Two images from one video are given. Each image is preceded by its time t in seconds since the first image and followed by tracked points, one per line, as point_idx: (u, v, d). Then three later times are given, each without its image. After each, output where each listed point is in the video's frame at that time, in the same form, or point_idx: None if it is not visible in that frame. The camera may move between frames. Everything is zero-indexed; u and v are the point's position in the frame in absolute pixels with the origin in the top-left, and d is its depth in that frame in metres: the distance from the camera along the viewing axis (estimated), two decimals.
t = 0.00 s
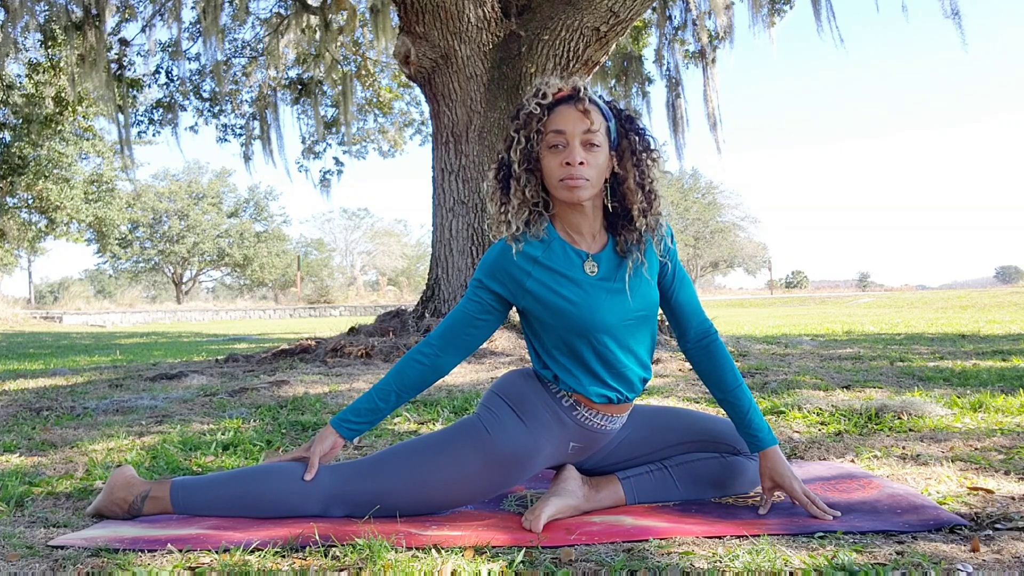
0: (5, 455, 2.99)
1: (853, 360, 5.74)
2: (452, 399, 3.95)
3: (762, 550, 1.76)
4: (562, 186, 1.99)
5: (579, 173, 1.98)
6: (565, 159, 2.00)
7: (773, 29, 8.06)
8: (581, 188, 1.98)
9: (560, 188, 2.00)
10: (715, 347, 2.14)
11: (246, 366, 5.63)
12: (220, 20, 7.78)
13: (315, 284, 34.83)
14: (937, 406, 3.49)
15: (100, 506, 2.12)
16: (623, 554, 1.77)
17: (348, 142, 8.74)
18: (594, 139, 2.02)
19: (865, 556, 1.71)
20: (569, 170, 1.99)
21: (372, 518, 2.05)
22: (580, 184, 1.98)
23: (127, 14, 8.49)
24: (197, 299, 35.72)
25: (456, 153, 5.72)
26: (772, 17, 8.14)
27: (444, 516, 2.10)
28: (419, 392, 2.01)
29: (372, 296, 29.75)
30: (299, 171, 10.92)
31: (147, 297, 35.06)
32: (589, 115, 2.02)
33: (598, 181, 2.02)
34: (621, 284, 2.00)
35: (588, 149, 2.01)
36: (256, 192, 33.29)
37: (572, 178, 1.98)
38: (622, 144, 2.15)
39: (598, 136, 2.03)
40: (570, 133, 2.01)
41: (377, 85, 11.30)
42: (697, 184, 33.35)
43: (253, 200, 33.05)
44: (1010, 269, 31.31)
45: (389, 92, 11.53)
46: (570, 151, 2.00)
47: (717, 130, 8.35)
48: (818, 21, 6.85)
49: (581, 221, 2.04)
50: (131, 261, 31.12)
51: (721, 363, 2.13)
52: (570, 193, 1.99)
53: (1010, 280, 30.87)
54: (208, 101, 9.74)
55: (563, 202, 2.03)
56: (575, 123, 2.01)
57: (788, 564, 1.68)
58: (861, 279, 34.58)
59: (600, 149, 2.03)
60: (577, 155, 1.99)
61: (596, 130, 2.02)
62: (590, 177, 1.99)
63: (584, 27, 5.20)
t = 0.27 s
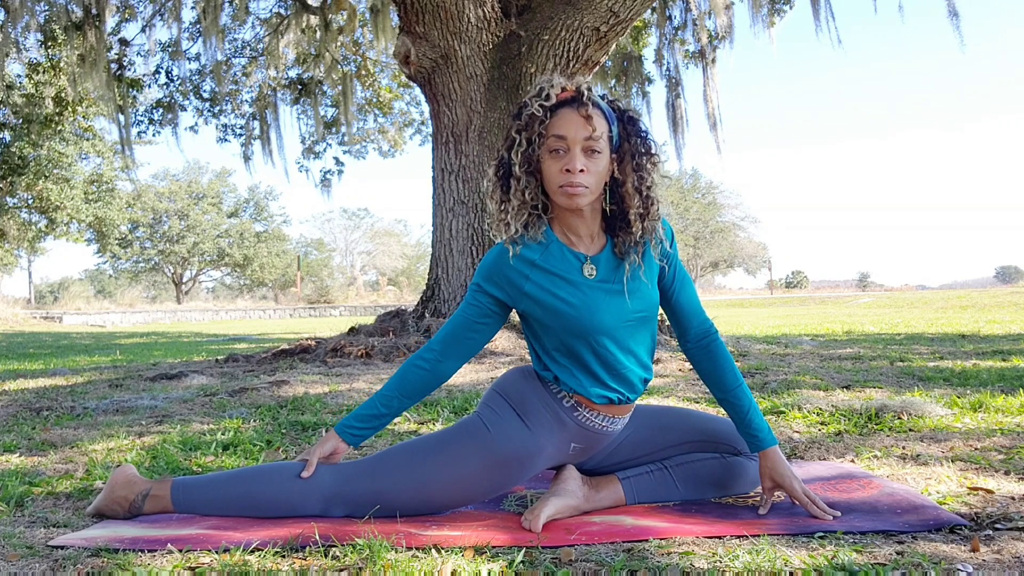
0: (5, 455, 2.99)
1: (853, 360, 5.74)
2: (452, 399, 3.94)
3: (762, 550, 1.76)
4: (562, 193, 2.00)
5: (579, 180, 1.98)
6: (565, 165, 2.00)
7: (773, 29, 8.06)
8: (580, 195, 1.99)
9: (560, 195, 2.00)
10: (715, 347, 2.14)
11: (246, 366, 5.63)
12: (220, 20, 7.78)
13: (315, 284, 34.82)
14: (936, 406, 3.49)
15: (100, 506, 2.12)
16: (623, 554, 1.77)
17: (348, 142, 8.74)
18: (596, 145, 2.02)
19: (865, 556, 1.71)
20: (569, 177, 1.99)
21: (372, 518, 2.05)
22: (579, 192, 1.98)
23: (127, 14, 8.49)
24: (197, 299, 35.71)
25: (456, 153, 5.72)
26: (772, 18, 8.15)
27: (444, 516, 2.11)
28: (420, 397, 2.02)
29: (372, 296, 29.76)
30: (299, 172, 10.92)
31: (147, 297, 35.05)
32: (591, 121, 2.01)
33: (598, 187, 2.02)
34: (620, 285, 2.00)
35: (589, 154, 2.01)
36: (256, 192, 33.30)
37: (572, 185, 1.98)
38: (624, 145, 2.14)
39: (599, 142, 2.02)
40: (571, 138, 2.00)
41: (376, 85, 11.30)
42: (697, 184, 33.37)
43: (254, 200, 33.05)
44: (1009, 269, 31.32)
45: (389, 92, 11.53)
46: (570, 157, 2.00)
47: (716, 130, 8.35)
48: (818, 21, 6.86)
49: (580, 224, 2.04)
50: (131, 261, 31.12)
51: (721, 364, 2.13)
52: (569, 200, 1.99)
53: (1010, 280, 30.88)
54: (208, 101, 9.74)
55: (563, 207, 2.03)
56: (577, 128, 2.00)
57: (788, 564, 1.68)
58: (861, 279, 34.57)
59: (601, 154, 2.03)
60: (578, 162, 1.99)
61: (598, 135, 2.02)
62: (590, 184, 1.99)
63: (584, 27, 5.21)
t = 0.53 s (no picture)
0: (5, 455, 2.99)
1: (852, 360, 5.74)
2: (452, 399, 3.94)
3: (762, 550, 1.76)
4: (564, 194, 2.00)
5: (582, 182, 1.98)
6: (568, 166, 1.99)
7: (774, 29, 8.06)
8: (583, 197, 1.98)
9: (563, 196, 2.00)
10: (716, 347, 2.14)
11: (246, 366, 5.63)
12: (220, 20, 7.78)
13: (315, 284, 34.83)
14: (936, 406, 3.49)
15: (101, 505, 2.12)
16: (623, 554, 1.77)
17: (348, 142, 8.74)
18: (599, 146, 2.02)
19: (865, 556, 1.71)
20: (571, 178, 1.98)
21: (372, 518, 2.04)
22: (582, 193, 1.98)
23: (128, 14, 8.49)
24: (197, 299, 35.71)
25: (455, 153, 5.71)
26: (772, 18, 8.15)
27: (444, 516, 2.11)
28: (420, 398, 2.02)
29: (372, 296, 29.76)
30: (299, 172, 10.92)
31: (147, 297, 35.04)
32: (595, 122, 2.01)
33: (600, 188, 2.02)
34: (621, 286, 2.00)
35: (592, 156, 2.01)
36: (256, 192, 33.30)
37: (575, 186, 1.98)
38: (627, 146, 2.15)
39: (603, 143, 2.02)
40: (574, 139, 2.00)
41: (376, 85, 11.30)
42: (697, 184, 33.38)
43: (253, 200, 33.06)
44: (1009, 269, 31.31)
45: (389, 92, 11.54)
46: (573, 158, 2.00)
47: (717, 130, 8.35)
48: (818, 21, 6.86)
49: (581, 225, 2.04)
50: (131, 261, 31.12)
51: (722, 364, 2.13)
52: (572, 202, 1.99)
53: (1010, 280, 30.88)
54: (208, 101, 9.74)
55: (565, 208, 2.03)
56: (581, 129, 2.00)
57: (788, 564, 1.68)
58: (861, 279, 34.57)
59: (604, 155, 2.02)
60: (581, 163, 1.99)
61: (602, 137, 2.02)
62: (592, 186, 1.99)
63: (584, 27, 5.21)
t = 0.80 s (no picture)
0: (5, 455, 2.99)
1: (853, 360, 5.74)
2: (452, 399, 3.94)
3: (762, 550, 1.76)
4: (569, 191, 1.99)
5: (587, 179, 1.98)
6: (574, 163, 1.99)
7: (774, 29, 8.06)
8: (588, 193, 1.98)
9: (568, 192, 1.99)
10: (718, 346, 2.14)
11: (246, 366, 5.63)
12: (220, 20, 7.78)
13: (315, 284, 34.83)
14: (936, 406, 3.49)
15: (108, 491, 2.14)
16: (623, 554, 1.77)
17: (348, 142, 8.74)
18: (605, 143, 2.02)
19: (865, 556, 1.71)
20: (576, 175, 1.98)
21: (372, 518, 2.04)
22: (587, 190, 1.98)
23: (128, 14, 8.49)
24: (197, 299, 35.71)
25: (455, 153, 5.71)
26: (773, 17, 8.15)
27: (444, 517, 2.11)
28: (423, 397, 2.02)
29: (372, 296, 29.77)
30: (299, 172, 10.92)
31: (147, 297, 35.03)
32: (601, 119, 2.01)
33: (605, 185, 2.02)
34: (625, 285, 2.00)
35: (597, 153, 2.01)
36: (256, 192, 33.31)
37: (580, 182, 1.98)
38: (631, 145, 2.15)
39: (608, 140, 2.02)
40: (580, 136, 2.00)
41: (376, 85, 11.30)
42: (697, 184, 33.39)
43: (253, 200, 33.07)
44: (1009, 269, 31.31)
45: (389, 91, 11.54)
46: (579, 155, 2.00)
47: (717, 130, 8.35)
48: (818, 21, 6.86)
49: (585, 223, 2.04)
50: (131, 261, 31.12)
51: (723, 363, 2.13)
52: (576, 198, 1.99)
53: (1010, 280, 30.86)
54: (208, 101, 9.74)
55: (569, 206, 2.03)
56: (587, 126, 2.00)
57: (788, 564, 1.68)
58: (862, 279, 34.56)
59: (609, 153, 2.02)
60: (586, 160, 1.99)
61: (607, 134, 2.02)
62: (597, 182, 1.99)
63: (584, 27, 5.22)
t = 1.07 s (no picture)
0: (5, 455, 2.99)
1: (853, 360, 5.74)
2: (452, 399, 3.94)
3: (762, 550, 1.76)
4: (577, 181, 1.99)
5: (595, 169, 1.98)
6: (582, 153, 2.00)
7: (773, 29, 8.06)
8: (596, 183, 1.98)
9: (576, 183, 2.00)
10: (721, 345, 2.15)
11: (246, 366, 5.63)
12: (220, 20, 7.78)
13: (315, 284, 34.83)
14: (936, 406, 3.49)
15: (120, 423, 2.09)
16: (623, 554, 1.77)
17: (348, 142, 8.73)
18: (613, 134, 2.02)
19: (865, 556, 1.71)
20: (585, 165, 1.98)
21: (371, 519, 2.03)
22: (595, 180, 1.98)
23: (127, 14, 8.49)
24: (196, 299, 35.71)
25: (456, 153, 5.71)
26: (772, 18, 8.15)
27: (444, 518, 2.10)
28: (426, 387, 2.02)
29: (372, 296, 29.78)
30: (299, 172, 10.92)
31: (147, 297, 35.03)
32: (609, 110, 2.01)
33: (613, 177, 2.02)
34: (631, 279, 2.00)
35: (605, 144, 2.01)
36: (256, 192, 33.31)
37: (588, 173, 1.98)
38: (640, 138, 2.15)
39: (617, 131, 2.02)
40: (589, 127, 2.00)
41: (376, 85, 11.30)
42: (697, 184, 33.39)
43: (253, 200, 33.07)
44: (1009, 269, 31.30)
45: (389, 91, 11.53)
46: (587, 145, 2.00)
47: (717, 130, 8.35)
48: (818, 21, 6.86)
49: (592, 215, 2.05)
50: (131, 261, 31.12)
51: (726, 362, 2.13)
52: (584, 188, 1.99)
53: (1010, 280, 30.85)
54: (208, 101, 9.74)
55: (577, 197, 2.03)
56: (595, 116, 2.00)
57: (788, 564, 1.68)
58: (862, 278, 34.55)
59: (618, 144, 2.03)
60: (595, 150, 1.99)
61: (616, 125, 2.02)
62: (606, 173, 1.99)
63: (584, 27, 5.23)
